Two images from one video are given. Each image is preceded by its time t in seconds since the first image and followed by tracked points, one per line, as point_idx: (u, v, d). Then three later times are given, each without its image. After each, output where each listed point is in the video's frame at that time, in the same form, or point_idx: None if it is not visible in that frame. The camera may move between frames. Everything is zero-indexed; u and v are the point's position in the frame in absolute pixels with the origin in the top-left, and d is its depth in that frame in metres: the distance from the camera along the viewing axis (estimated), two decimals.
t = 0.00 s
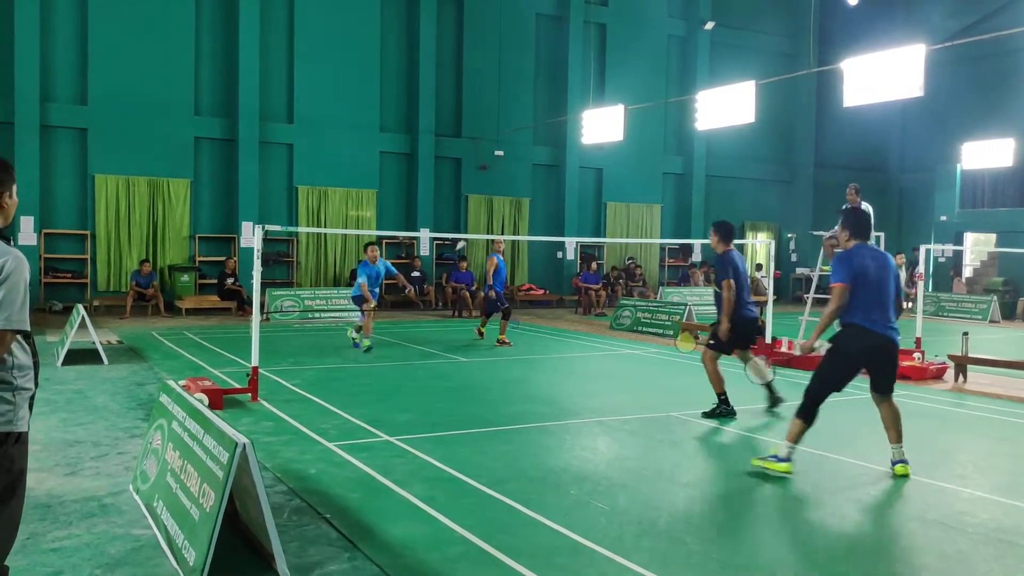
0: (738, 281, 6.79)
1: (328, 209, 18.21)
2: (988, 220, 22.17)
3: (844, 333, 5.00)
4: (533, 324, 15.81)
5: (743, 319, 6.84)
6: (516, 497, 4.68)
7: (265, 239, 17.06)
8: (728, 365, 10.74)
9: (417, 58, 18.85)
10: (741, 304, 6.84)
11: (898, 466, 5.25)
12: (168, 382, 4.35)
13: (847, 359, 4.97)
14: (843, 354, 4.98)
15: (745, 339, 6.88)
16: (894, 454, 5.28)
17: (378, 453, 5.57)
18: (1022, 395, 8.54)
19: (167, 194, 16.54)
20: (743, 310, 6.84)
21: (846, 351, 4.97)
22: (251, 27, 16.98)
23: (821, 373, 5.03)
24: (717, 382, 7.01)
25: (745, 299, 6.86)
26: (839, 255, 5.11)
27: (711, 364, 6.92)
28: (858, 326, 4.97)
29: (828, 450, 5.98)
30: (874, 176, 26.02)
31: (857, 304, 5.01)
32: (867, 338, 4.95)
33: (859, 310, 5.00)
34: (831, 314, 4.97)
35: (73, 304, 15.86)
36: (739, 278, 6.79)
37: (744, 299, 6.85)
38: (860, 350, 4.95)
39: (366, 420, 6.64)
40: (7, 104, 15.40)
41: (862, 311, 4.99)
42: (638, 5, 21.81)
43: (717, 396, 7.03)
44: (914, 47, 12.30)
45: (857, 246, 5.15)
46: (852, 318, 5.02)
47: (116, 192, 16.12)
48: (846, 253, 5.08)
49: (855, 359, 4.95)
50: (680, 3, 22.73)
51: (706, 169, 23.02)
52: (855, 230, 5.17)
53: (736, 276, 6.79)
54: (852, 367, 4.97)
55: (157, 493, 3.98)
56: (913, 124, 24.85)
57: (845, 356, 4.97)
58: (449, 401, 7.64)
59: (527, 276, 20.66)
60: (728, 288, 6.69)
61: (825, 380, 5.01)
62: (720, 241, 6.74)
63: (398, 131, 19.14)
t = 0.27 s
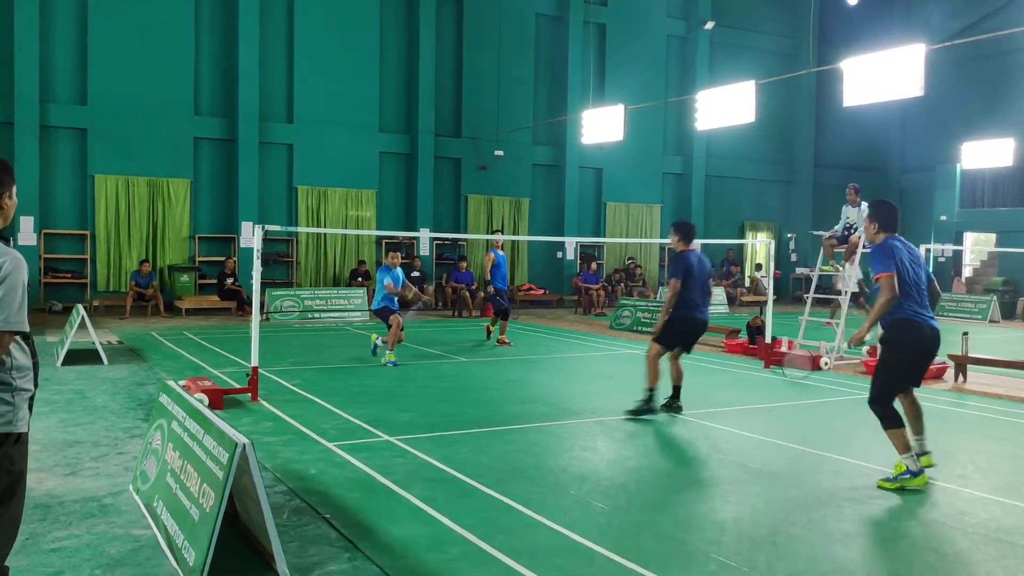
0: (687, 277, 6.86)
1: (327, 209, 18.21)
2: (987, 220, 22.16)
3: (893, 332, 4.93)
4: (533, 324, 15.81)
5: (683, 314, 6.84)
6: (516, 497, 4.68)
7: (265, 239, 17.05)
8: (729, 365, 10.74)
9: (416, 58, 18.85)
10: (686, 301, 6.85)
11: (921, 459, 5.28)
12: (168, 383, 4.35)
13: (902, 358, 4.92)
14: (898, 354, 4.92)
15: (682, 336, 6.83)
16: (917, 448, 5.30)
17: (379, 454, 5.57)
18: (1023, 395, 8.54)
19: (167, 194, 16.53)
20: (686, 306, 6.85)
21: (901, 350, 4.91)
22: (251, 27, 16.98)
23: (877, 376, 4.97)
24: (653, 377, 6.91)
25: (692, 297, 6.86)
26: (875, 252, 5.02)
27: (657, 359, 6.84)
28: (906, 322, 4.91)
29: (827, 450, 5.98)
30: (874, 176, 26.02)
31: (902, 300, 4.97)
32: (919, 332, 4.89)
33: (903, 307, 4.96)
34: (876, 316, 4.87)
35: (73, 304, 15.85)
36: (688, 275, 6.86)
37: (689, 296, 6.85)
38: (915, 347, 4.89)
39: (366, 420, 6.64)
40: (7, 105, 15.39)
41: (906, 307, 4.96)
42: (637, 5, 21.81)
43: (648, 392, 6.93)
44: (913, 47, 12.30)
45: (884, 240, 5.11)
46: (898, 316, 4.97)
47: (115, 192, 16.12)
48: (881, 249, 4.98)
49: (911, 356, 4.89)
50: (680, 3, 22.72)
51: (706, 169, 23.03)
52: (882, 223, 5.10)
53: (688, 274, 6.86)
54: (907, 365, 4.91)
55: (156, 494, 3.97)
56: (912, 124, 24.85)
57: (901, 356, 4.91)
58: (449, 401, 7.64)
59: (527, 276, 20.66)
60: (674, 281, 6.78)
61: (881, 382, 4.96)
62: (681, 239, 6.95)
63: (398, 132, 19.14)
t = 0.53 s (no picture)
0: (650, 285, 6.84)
1: (327, 210, 18.20)
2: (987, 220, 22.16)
3: (951, 353, 4.97)
4: (533, 325, 15.81)
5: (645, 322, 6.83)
6: (515, 498, 4.69)
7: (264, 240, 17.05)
8: (728, 365, 10.75)
9: (416, 59, 18.85)
10: (650, 309, 6.83)
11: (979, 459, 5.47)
12: (167, 384, 4.34)
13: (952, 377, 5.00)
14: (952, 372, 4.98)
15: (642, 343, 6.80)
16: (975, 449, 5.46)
17: (378, 455, 5.57)
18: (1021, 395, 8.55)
19: (166, 195, 16.53)
20: (647, 314, 6.84)
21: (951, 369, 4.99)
22: (250, 28, 16.97)
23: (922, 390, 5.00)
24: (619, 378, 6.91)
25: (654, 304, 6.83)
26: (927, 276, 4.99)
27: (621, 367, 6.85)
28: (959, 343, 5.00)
29: (827, 451, 6.00)
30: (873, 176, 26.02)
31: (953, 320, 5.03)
32: (970, 351, 5.02)
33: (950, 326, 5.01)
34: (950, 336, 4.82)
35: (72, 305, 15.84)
36: (651, 283, 6.84)
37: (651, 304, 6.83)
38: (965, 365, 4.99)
39: (365, 421, 6.64)
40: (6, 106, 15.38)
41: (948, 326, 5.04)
42: (636, 5, 21.82)
43: (619, 388, 6.90)
44: (913, 48, 12.31)
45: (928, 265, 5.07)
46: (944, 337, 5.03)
47: (115, 193, 16.11)
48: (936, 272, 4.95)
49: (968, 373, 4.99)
50: (679, 3, 22.73)
51: (705, 169, 23.04)
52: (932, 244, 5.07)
53: (650, 282, 6.84)
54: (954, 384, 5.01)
55: (156, 495, 3.97)
56: (911, 124, 24.86)
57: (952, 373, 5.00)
58: (448, 402, 7.64)
59: (527, 276, 20.66)
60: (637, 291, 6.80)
61: (921, 394, 5.02)
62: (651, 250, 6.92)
63: (397, 132, 19.14)
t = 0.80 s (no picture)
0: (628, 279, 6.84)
1: (326, 210, 18.20)
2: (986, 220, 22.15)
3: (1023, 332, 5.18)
4: (532, 325, 15.82)
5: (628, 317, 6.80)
6: (515, 498, 4.69)
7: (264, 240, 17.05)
8: (727, 365, 10.76)
9: (415, 59, 18.85)
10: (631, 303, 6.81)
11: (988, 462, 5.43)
12: (166, 384, 4.34)
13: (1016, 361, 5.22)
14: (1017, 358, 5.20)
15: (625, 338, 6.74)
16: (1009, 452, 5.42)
17: (377, 455, 5.57)
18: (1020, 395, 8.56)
19: (166, 195, 16.53)
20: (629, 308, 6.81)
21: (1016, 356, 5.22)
22: (249, 28, 16.97)
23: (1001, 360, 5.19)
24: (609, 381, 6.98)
25: (634, 298, 6.80)
26: (1004, 254, 5.25)
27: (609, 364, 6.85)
28: None
29: (826, 450, 6.00)
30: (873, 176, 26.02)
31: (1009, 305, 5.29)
32: None
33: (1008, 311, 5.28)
34: None
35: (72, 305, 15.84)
36: (628, 277, 6.84)
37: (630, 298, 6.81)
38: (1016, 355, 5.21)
39: (365, 421, 6.65)
40: (5, 106, 15.38)
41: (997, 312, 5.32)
42: (636, 5, 21.83)
43: (610, 393, 7.00)
44: (912, 48, 12.32)
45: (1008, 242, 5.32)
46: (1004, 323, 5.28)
47: (114, 193, 16.11)
48: (1014, 251, 5.22)
49: None
50: (679, 3, 22.73)
51: (705, 169, 23.05)
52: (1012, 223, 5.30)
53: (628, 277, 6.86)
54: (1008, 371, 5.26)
55: (155, 496, 3.97)
56: (911, 124, 24.87)
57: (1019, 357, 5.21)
58: (448, 402, 7.65)
59: (526, 277, 20.66)
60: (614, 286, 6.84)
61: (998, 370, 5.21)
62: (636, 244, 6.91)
63: (397, 132, 19.15)
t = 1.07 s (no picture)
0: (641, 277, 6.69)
1: (326, 210, 18.20)
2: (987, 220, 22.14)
3: None
4: (532, 325, 15.83)
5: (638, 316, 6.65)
6: (515, 497, 4.69)
7: (263, 240, 17.05)
8: (727, 365, 10.77)
9: (415, 60, 18.85)
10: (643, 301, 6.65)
11: None
12: (166, 384, 4.34)
13: None
14: None
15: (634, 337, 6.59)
16: None
17: (378, 455, 5.58)
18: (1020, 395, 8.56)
19: (166, 196, 16.53)
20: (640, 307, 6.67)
21: None
22: (249, 28, 16.97)
23: None
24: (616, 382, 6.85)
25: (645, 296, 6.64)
26: None
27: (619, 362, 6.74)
28: None
29: (827, 451, 5.99)
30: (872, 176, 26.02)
31: None
32: None
33: None
34: None
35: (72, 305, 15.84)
36: (641, 274, 6.69)
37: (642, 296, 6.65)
38: None
39: (365, 421, 6.65)
40: (5, 106, 15.38)
41: None
42: (636, 5, 21.84)
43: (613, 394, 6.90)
44: (912, 48, 12.31)
45: None
46: None
47: (114, 194, 16.11)
48: None
49: None
50: (678, 3, 22.74)
51: (705, 169, 23.06)
52: None
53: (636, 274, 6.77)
54: None
55: (156, 496, 3.97)
56: (911, 124, 24.88)
57: None
58: (448, 402, 7.65)
59: (526, 277, 20.67)
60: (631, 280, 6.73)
61: None
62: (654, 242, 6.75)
63: (397, 133, 19.16)
